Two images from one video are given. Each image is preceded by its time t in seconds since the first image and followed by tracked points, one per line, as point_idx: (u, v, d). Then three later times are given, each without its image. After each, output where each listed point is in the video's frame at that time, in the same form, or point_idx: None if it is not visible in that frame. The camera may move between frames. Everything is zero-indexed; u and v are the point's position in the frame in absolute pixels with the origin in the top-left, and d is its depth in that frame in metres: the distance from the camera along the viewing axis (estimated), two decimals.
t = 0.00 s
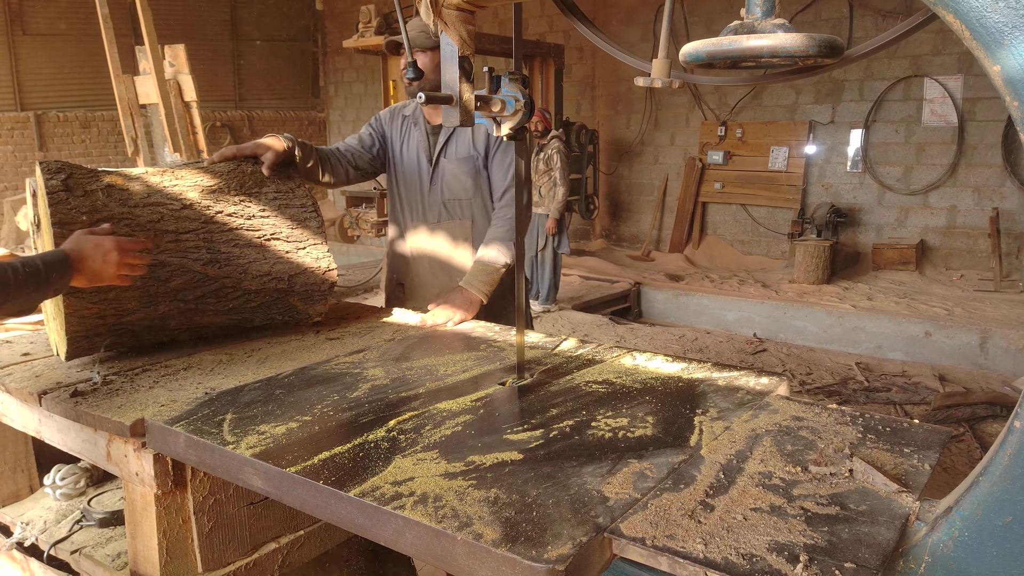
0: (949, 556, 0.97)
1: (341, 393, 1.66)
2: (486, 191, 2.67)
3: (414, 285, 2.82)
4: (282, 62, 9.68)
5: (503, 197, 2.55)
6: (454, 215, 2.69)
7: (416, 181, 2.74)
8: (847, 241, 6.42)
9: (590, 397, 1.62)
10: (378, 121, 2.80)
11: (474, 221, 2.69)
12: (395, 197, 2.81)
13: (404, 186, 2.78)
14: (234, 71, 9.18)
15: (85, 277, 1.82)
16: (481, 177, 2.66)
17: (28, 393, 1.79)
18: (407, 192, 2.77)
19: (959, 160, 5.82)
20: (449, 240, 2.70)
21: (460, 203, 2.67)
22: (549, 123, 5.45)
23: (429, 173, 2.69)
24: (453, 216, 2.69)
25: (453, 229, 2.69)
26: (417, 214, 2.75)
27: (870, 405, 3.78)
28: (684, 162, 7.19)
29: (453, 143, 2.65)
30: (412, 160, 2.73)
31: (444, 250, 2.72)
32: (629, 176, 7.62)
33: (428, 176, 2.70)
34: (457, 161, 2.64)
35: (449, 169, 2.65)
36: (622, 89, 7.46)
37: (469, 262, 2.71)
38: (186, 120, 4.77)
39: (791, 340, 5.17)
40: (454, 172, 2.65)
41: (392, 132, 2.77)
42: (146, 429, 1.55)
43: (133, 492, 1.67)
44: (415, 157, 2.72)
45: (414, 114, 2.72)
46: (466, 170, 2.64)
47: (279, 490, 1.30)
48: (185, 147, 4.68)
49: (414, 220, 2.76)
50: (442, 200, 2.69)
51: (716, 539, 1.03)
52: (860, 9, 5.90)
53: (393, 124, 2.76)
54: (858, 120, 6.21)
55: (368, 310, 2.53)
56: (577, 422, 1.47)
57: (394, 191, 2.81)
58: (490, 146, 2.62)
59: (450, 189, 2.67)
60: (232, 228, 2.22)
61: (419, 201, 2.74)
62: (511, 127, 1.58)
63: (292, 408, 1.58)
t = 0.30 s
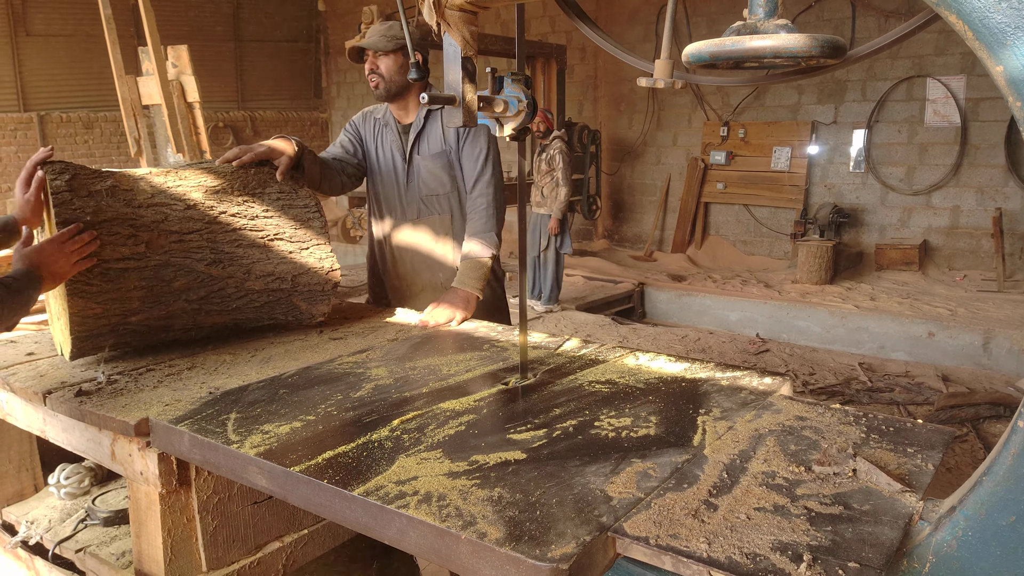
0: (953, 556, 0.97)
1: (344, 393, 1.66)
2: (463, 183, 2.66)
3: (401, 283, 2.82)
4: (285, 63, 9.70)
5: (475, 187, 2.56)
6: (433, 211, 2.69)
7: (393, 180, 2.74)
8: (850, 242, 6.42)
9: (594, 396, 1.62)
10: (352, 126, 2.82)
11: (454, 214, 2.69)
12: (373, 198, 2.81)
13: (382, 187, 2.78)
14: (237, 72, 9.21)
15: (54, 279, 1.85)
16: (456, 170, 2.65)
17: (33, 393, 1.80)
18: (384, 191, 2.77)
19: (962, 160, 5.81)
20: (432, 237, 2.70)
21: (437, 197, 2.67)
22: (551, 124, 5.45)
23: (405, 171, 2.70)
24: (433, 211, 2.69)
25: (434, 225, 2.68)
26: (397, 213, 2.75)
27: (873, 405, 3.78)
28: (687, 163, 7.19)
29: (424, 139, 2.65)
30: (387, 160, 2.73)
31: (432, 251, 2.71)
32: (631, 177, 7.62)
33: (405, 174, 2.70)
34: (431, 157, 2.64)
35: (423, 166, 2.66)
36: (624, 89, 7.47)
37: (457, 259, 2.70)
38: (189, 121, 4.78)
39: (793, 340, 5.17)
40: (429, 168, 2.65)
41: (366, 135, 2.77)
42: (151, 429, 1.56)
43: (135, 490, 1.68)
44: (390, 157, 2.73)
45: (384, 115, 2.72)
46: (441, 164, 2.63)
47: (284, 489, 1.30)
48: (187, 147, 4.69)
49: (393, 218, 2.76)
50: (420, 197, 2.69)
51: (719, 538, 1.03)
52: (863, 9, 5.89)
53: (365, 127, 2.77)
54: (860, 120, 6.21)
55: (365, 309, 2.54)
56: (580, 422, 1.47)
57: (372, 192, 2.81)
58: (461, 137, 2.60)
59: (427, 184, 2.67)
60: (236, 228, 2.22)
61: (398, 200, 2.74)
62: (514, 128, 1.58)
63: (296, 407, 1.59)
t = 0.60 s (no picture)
0: (965, 555, 0.96)
1: (354, 390, 1.67)
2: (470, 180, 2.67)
3: (401, 275, 2.82)
4: (295, 62, 9.74)
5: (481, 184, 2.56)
6: (438, 205, 2.70)
7: (401, 171, 2.75)
8: (861, 240, 6.38)
9: (604, 394, 1.62)
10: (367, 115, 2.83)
11: (458, 209, 2.69)
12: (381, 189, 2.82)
13: (390, 179, 2.79)
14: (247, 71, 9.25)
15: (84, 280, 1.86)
16: (464, 166, 2.66)
17: (46, 390, 1.81)
18: (391, 183, 2.78)
19: (974, 157, 5.77)
20: (434, 230, 2.70)
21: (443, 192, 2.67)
22: (560, 121, 5.44)
23: (413, 162, 2.71)
24: (438, 204, 2.69)
25: (437, 218, 2.69)
26: (402, 204, 2.76)
27: (884, 404, 3.76)
28: (696, 160, 7.17)
29: (435, 133, 2.66)
30: (397, 151, 2.74)
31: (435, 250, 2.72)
32: (640, 174, 7.61)
33: (413, 168, 2.71)
34: (440, 151, 2.65)
35: (432, 160, 2.66)
36: (632, 86, 7.46)
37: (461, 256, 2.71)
38: (199, 120, 4.80)
39: (802, 338, 5.14)
40: (437, 161, 2.66)
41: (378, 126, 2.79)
42: (163, 426, 1.57)
43: (147, 487, 1.70)
44: (400, 149, 2.74)
45: (400, 109, 2.74)
46: (448, 159, 2.64)
47: (295, 486, 1.31)
48: (198, 146, 4.71)
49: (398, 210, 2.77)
50: (426, 189, 2.70)
51: (730, 536, 1.03)
52: (874, 5, 5.86)
53: (379, 118, 2.78)
54: (871, 117, 6.17)
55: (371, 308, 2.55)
56: (590, 419, 1.47)
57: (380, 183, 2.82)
58: (471, 133, 2.61)
59: (434, 178, 2.68)
60: (247, 226, 2.23)
61: (404, 192, 2.75)
62: (523, 125, 1.58)
63: (307, 404, 1.59)
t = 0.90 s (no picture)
0: (953, 554, 0.97)
1: (343, 391, 1.66)
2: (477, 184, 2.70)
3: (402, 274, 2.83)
4: (286, 61, 9.71)
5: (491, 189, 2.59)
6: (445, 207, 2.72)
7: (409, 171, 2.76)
8: (851, 240, 6.41)
9: (594, 394, 1.62)
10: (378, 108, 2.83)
11: (463, 212, 2.72)
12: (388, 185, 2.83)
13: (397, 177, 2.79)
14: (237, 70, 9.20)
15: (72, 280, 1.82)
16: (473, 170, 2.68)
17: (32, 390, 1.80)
18: (399, 181, 2.79)
19: (963, 157, 5.80)
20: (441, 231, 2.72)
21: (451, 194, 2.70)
22: (552, 121, 5.43)
23: (423, 163, 2.72)
24: (443, 206, 2.72)
25: (442, 220, 2.71)
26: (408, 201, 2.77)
27: (873, 403, 3.78)
28: (687, 160, 7.19)
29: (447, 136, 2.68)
30: (406, 148, 2.74)
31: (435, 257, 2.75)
32: (632, 174, 7.62)
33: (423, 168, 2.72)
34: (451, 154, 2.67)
35: (443, 162, 2.68)
36: (624, 86, 7.47)
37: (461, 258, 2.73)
38: (189, 118, 4.77)
39: (793, 337, 5.16)
40: (447, 163, 2.67)
41: (389, 121, 2.79)
42: (149, 427, 1.56)
43: (133, 488, 1.69)
44: (410, 148, 2.74)
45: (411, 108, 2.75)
46: (458, 163, 2.66)
47: (282, 487, 1.30)
48: (188, 145, 4.68)
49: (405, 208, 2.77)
50: (434, 190, 2.72)
51: (718, 536, 1.03)
52: (864, 6, 5.89)
53: (391, 115, 2.79)
54: (862, 118, 6.20)
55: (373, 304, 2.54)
56: (580, 420, 1.47)
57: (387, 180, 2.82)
58: (483, 139, 2.63)
59: (444, 180, 2.70)
60: (237, 225, 2.22)
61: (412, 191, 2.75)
62: (514, 125, 1.58)
63: (295, 405, 1.59)
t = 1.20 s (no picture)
0: (930, 551, 0.97)
1: (323, 390, 1.65)
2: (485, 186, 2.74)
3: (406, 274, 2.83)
4: (268, 58, 9.62)
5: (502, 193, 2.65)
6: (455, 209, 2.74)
7: (417, 172, 2.77)
8: (831, 238, 6.47)
9: (576, 393, 1.62)
10: (381, 108, 2.82)
11: (471, 215, 2.75)
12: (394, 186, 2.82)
13: (404, 177, 2.80)
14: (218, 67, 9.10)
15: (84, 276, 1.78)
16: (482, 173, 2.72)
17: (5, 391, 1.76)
18: (405, 181, 2.79)
19: (942, 156, 5.87)
20: (451, 233, 2.74)
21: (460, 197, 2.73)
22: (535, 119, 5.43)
23: (432, 165, 2.73)
24: (452, 208, 2.74)
25: (452, 221, 2.73)
26: (415, 202, 2.78)
27: (853, 400, 3.81)
28: (670, 159, 7.21)
29: (456, 139, 2.71)
30: (412, 150, 2.76)
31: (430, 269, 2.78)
32: (616, 172, 7.63)
33: (431, 170, 2.74)
34: (461, 156, 2.69)
35: (452, 164, 2.71)
36: (608, 85, 7.48)
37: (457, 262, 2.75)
38: (169, 116, 4.70)
39: (775, 335, 5.20)
40: (456, 166, 2.70)
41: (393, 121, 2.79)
42: (125, 428, 1.54)
43: (109, 490, 1.66)
44: (417, 149, 2.75)
45: (416, 108, 2.75)
46: (468, 166, 2.70)
47: (261, 489, 1.28)
48: (167, 142, 4.61)
49: (413, 210, 2.79)
50: (442, 192, 2.75)
51: (698, 535, 1.03)
52: (845, 5, 5.94)
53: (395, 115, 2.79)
54: (842, 117, 6.25)
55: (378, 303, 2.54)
56: (560, 418, 1.46)
57: (394, 180, 2.82)
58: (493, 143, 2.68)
59: (453, 182, 2.72)
60: (237, 222, 2.19)
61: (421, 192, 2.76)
62: (495, 122, 1.58)
63: (274, 405, 1.57)
